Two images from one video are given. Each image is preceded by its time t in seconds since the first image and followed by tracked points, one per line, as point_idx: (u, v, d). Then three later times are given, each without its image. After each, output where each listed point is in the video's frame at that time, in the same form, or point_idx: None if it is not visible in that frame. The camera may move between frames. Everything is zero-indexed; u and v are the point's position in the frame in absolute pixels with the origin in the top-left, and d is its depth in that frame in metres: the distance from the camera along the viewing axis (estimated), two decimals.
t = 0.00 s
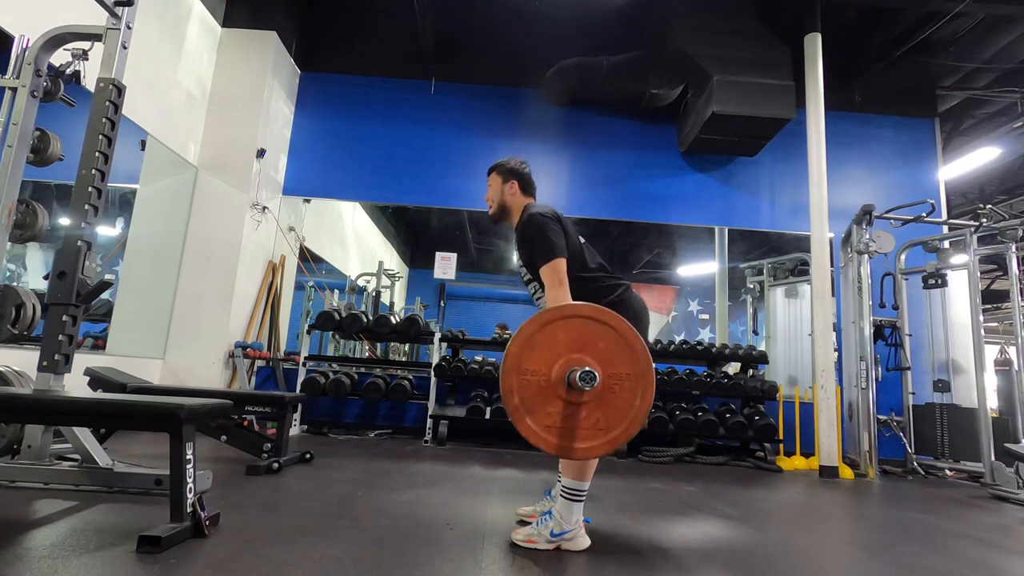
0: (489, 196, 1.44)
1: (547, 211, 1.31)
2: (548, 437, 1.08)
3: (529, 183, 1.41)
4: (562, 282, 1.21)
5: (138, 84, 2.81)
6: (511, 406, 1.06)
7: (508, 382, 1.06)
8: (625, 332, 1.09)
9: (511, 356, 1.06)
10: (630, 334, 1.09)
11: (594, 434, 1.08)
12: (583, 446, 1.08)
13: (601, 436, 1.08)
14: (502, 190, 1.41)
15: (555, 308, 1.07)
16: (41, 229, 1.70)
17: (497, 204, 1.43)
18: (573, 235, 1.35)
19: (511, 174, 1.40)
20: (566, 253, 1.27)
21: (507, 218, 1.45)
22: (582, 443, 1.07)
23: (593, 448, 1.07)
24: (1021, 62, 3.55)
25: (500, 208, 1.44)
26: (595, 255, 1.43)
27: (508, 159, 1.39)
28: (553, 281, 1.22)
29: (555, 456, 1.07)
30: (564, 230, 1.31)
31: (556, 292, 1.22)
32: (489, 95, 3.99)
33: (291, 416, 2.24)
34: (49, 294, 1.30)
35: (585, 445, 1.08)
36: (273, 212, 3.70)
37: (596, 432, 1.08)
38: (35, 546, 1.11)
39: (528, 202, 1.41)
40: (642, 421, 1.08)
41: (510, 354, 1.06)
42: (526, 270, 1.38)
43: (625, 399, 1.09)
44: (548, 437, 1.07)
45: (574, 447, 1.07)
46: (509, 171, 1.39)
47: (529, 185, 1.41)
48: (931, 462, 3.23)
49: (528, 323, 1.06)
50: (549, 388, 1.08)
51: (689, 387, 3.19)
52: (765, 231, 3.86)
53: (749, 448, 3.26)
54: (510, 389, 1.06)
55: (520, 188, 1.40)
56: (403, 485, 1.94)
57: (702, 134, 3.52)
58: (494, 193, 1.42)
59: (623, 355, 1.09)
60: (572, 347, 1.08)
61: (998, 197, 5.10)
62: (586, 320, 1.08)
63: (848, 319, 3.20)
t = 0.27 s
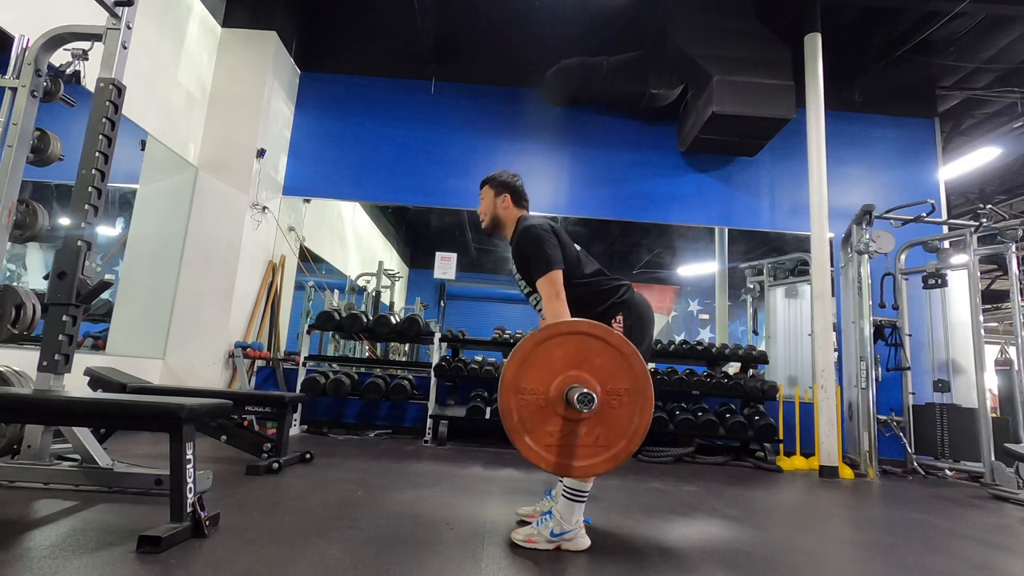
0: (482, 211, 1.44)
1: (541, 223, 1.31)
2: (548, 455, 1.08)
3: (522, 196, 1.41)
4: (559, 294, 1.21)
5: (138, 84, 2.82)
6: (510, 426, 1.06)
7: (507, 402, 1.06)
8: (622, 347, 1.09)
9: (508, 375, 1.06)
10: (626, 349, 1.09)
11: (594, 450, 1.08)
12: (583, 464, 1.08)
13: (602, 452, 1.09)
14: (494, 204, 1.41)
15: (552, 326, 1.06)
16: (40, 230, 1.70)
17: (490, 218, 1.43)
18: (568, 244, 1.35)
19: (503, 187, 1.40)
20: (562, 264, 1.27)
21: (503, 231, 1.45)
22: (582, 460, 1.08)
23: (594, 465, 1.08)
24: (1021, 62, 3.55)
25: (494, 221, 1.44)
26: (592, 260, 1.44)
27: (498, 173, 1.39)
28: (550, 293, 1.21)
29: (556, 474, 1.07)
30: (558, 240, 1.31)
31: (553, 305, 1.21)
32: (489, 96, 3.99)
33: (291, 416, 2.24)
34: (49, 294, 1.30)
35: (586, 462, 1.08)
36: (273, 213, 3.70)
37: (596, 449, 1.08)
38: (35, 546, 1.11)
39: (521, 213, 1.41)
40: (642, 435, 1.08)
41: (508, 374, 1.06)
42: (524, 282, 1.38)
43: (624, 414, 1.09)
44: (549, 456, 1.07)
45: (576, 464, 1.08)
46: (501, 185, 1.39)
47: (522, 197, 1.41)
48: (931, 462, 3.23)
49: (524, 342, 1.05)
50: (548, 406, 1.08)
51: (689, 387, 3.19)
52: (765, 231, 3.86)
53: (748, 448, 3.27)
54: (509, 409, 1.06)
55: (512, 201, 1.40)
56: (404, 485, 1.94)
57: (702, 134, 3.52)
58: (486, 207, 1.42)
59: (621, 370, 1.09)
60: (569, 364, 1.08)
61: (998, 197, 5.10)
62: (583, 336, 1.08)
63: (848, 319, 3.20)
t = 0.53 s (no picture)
0: (475, 225, 1.44)
1: (534, 233, 1.30)
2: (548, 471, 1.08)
3: (514, 207, 1.41)
4: (555, 304, 1.20)
5: (138, 84, 2.82)
6: (509, 446, 1.05)
7: (504, 422, 1.05)
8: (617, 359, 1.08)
9: (504, 395, 1.05)
10: (622, 362, 1.08)
11: (594, 464, 1.08)
12: (583, 478, 1.08)
13: (601, 466, 1.09)
14: (487, 216, 1.41)
15: (546, 344, 1.05)
16: (40, 230, 1.70)
17: (483, 230, 1.43)
18: (562, 252, 1.35)
19: (495, 199, 1.39)
20: (557, 273, 1.26)
21: (496, 243, 1.45)
22: (583, 475, 1.08)
23: (594, 479, 1.08)
24: (1021, 62, 3.54)
25: (487, 233, 1.44)
26: (587, 266, 1.44)
27: (489, 186, 1.39)
28: (547, 304, 1.20)
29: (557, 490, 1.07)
30: (553, 249, 1.31)
31: (549, 316, 1.19)
32: (489, 96, 3.99)
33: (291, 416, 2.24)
34: (49, 294, 1.30)
35: (586, 477, 1.08)
36: (273, 213, 3.70)
37: (596, 464, 1.08)
38: (35, 546, 1.11)
39: (514, 224, 1.41)
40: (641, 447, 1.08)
41: (504, 393, 1.05)
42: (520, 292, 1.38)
43: (622, 426, 1.09)
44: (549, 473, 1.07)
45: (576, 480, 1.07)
46: (493, 197, 1.39)
47: (514, 208, 1.41)
48: (930, 462, 3.23)
49: (519, 361, 1.04)
50: (545, 423, 1.07)
51: (689, 387, 3.19)
52: (765, 231, 3.86)
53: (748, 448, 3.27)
54: (506, 429, 1.05)
55: (505, 212, 1.40)
56: (404, 485, 1.94)
57: (702, 134, 3.52)
58: (479, 220, 1.42)
59: (617, 383, 1.09)
60: (565, 380, 1.07)
61: (998, 197, 5.10)
62: (577, 351, 1.07)
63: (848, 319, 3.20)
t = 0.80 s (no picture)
0: (468, 234, 1.44)
1: (528, 240, 1.30)
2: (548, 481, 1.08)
3: (507, 215, 1.40)
4: (553, 311, 1.20)
5: (138, 84, 2.82)
6: (508, 456, 1.06)
7: (504, 433, 1.05)
8: (615, 367, 1.08)
9: (503, 406, 1.05)
10: (619, 370, 1.09)
11: (595, 473, 1.08)
12: (583, 487, 1.08)
13: (602, 474, 1.09)
14: (480, 224, 1.41)
15: (544, 354, 1.05)
16: (40, 230, 1.69)
17: (476, 238, 1.42)
18: (557, 258, 1.35)
19: (488, 207, 1.39)
20: (553, 280, 1.26)
21: (490, 250, 1.44)
22: (583, 484, 1.08)
23: (595, 488, 1.07)
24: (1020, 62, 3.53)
25: (481, 240, 1.43)
26: (583, 269, 1.43)
27: (480, 195, 1.39)
28: (544, 311, 1.20)
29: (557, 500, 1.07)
30: (548, 256, 1.31)
31: (546, 323, 1.19)
32: (489, 96, 4.00)
33: (291, 416, 2.24)
34: (49, 294, 1.30)
35: (587, 486, 1.08)
36: (273, 213, 3.70)
37: (597, 472, 1.08)
38: (35, 546, 1.11)
39: (508, 231, 1.41)
40: (641, 454, 1.09)
41: (503, 404, 1.05)
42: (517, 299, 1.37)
43: (621, 434, 1.09)
44: (550, 482, 1.07)
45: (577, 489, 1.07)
46: (487, 205, 1.39)
47: (507, 215, 1.41)
48: (931, 462, 3.23)
49: (517, 372, 1.04)
50: (544, 432, 1.08)
51: (689, 387, 3.19)
52: (765, 231, 3.86)
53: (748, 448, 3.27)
54: (506, 440, 1.06)
55: (498, 220, 1.40)
56: (404, 485, 1.94)
57: (702, 134, 3.52)
58: (472, 229, 1.42)
59: (615, 391, 1.09)
60: (563, 390, 1.07)
61: (999, 197, 5.10)
62: (575, 360, 1.07)
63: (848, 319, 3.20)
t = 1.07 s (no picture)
0: (468, 228, 1.44)
1: (529, 235, 1.30)
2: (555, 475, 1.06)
3: (508, 209, 1.40)
4: (553, 306, 1.20)
5: (138, 84, 2.81)
6: (513, 452, 1.04)
7: (508, 431, 1.04)
8: (615, 356, 1.07)
9: (505, 403, 1.04)
10: (619, 359, 1.07)
11: (601, 463, 1.07)
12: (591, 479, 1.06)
13: (609, 464, 1.07)
14: (480, 217, 1.40)
15: (543, 347, 1.04)
16: (41, 230, 1.69)
17: (476, 231, 1.42)
18: (558, 254, 1.35)
19: (490, 201, 1.39)
20: (553, 275, 1.26)
21: (490, 245, 1.44)
22: (590, 475, 1.06)
23: (603, 479, 1.06)
24: (1020, 62, 3.53)
25: (481, 234, 1.43)
26: (582, 266, 1.44)
27: (481, 189, 1.39)
28: (544, 305, 1.20)
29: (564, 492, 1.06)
30: (548, 252, 1.31)
31: (547, 317, 1.19)
32: (489, 96, 4.00)
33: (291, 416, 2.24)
34: (50, 294, 1.30)
35: (594, 477, 1.06)
36: (273, 213, 3.69)
37: (603, 463, 1.06)
38: (36, 546, 1.11)
39: (508, 226, 1.41)
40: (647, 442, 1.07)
41: (505, 401, 1.04)
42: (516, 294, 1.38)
43: (625, 423, 1.08)
44: (556, 475, 1.05)
45: (583, 481, 1.06)
46: (488, 198, 1.39)
47: (509, 210, 1.41)
48: (930, 462, 3.24)
49: (517, 367, 1.03)
50: (548, 427, 1.06)
51: (689, 387, 3.19)
52: (765, 231, 3.86)
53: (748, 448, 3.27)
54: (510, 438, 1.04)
55: (498, 215, 1.40)
56: (403, 485, 1.94)
57: (702, 134, 3.52)
58: (472, 222, 1.42)
59: (616, 379, 1.08)
60: (564, 382, 1.06)
61: (998, 197, 5.10)
62: (574, 352, 1.06)
63: (848, 319, 3.20)
